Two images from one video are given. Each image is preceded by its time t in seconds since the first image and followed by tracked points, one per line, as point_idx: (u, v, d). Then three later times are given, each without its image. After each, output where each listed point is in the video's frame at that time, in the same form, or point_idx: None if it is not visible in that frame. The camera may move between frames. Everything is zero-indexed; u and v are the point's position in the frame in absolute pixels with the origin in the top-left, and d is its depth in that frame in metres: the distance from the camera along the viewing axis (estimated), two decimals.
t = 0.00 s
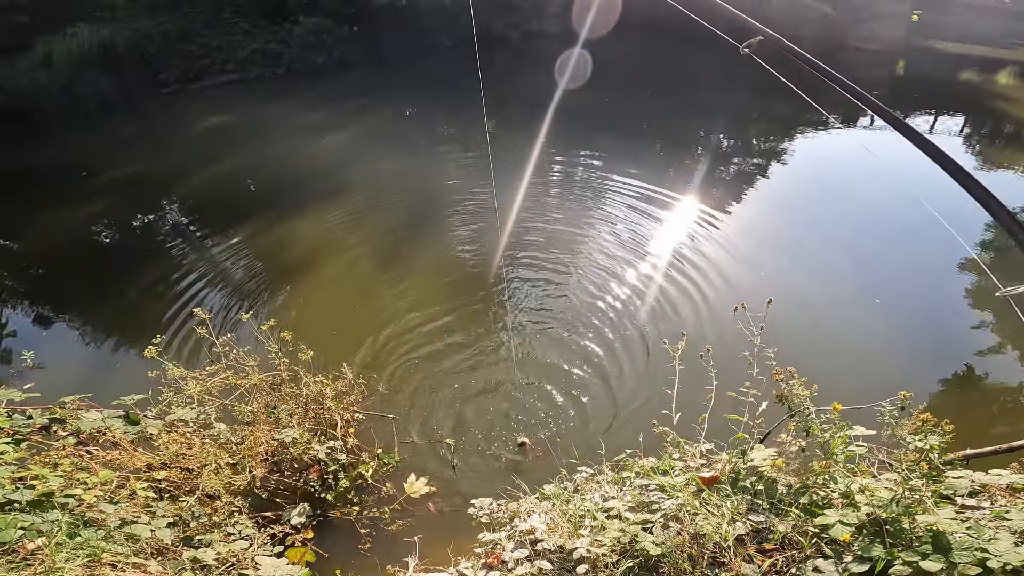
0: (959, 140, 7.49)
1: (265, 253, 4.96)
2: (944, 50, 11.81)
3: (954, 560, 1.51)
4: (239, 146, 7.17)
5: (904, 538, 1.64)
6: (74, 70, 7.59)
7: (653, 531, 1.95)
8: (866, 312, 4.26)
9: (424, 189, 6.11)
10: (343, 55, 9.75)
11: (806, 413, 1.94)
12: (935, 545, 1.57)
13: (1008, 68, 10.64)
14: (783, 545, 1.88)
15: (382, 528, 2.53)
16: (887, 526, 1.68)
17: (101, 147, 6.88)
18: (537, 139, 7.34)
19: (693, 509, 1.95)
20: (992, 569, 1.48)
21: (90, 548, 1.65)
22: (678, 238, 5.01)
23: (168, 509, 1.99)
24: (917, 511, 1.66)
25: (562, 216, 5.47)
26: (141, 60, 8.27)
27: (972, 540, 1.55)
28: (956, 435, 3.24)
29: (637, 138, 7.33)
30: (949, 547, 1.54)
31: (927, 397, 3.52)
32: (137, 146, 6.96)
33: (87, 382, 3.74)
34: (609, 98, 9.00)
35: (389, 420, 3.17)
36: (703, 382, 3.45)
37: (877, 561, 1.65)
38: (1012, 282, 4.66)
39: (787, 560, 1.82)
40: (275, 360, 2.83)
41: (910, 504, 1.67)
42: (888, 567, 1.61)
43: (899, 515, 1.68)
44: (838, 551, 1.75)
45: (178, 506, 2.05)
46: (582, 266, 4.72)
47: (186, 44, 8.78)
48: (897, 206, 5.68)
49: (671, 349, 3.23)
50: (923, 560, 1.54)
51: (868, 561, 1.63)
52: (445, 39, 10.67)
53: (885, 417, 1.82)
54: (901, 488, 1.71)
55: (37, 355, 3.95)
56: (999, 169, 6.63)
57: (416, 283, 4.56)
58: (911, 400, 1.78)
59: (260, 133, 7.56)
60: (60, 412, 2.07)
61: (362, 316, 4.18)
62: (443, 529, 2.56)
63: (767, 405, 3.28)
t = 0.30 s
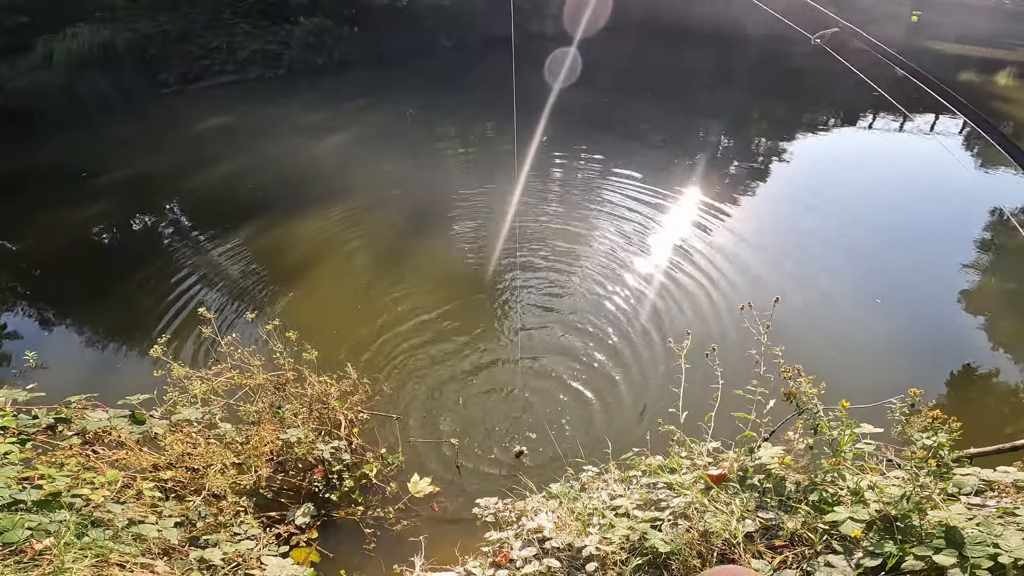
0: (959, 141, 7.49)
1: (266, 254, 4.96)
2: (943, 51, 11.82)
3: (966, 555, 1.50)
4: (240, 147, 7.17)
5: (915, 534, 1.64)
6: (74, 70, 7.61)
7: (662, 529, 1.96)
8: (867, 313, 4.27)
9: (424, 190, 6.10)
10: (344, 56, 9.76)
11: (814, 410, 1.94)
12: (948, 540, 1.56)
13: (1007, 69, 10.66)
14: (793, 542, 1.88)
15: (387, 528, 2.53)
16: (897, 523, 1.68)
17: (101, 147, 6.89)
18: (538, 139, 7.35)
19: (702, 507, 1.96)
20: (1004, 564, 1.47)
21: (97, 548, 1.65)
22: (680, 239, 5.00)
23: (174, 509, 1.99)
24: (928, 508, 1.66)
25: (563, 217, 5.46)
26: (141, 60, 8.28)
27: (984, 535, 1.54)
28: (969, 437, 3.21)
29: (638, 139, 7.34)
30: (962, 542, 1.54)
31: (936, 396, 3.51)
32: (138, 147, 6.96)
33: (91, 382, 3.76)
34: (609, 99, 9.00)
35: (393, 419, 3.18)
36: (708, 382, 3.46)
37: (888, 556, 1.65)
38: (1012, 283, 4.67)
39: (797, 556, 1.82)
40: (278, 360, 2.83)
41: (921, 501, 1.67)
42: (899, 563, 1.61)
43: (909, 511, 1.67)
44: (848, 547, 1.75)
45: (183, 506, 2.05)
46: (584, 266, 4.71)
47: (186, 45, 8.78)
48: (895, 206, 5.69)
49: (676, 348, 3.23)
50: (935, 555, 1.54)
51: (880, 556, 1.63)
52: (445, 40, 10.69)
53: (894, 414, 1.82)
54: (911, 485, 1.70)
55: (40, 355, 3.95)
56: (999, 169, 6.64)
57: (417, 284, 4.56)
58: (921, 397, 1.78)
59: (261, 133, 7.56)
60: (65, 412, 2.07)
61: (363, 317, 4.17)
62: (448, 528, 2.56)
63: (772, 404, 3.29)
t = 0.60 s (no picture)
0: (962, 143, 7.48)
1: (267, 256, 4.96)
2: (947, 53, 11.80)
3: (970, 561, 1.49)
4: (242, 148, 7.18)
5: (918, 540, 1.63)
6: (78, 70, 7.61)
7: (663, 535, 1.95)
8: (869, 316, 4.25)
9: (425, 192, 6.11)
10: (346, 57, 9.79)
11: (817, 416, 1.93)
12: (952, 546, 1.55)
13: (1011, 71, 10.63)
14: (795, 548, 1.88)
15: (387, 531, 2.52)
16: (900, 529, 1.67)
17: (104, 147, 6.91)
18: (541, 141, 7.35)
19: (704, 513, 1.95)
20: (1009, 571, 1.46)
21: (97, 551, 1.64)
22: (681, 242, 5.00)
23: (174, 512, 1.99)
24: (931, 514, 1.65)
25: (564, 220, 5.46)
26: (145, 61, 8.32)
27: (988, 541, 1.53)
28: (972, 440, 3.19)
29: (640, 140, 7.35)
30: (965, 548, 1.53)
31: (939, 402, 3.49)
32: (141, 147, 6.99)
33: (92, 383, 3.75)
34: (612, 100, 9.01)
35: (394, 422, 3.17)
36: (709, 386, 3.46)
37: (892, 563, 1.64)
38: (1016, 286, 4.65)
39: (799, 563, 1.81)
40: (280, 362, 2.82)
41: (924, 507, 1.66)
42: (903, 571, 1.60)
43: (912, 518, 1.66)
44: (851, 553, 1.74)
45: (184, 509, 2.04)
46: (585, 269, 4.71)
47: (189, 46, 8.82)
48: (896, 209, 5.69)
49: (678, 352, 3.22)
50: (938, 561, 1.53)
51: (883, 563, 1.62)
52: (448, 41, 10.70)
53: (898, 420, 1.80)
54: (915, 491, 1.69)
55: (42, 355, 3.96)
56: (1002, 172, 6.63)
57: (418, 286, 4.55)
58: (926, 403, 1.76)
59: (263, 134, 7.57)
60: (67, 414, 2.07)
61: (364, 319, 4.17)
62: (449, 531, 2.56)
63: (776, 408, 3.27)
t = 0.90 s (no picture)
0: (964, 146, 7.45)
1: (266, 256, 4.96)
2: (949, 56, 11.80)
3: (965, 567, 1.48)
4: (243, 149, 7.18)
5: (914, 546, 1.61)
6: (82, 71, 7.57)
7: (656, 539, 1.94)
8: (868, 318, 4.24)
9: (426, 193, 6.10)
10: (348, 58, 9.81)
11: (813, 419, 1.91)
12: (947, 551, 1.54)
13: (1013, 74, 10.62)
14: (790, 553, 1.86)
15: (382, 533, 2.51)
16: (896, 534, 1.66)
17: (106, 148, 6.92)
18: (542, 143, 7.36)
19: (698, 517, 1.94)
20: None
21: (87, 551, 1.63)
22: (681, 244, 4.99)
23: (167, 513, 1.97)
24: (927, 519, 1.63)
25: (563, 221, 5.46)
26: (148, 62, 8.32)
27: (984, 547, 1.51)
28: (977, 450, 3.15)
29: (641, 143, 7.35)
30: (961, 554, 1.51)
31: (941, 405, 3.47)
32: (142, 148, 7.00)
33: (88, 384, 3.74)
34: (613, 103, 9.01)
35: (390, 423, 3.16)
36: (705, 388, 3.45)
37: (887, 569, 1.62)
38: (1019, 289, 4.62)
39: (793, 568, 1.80)
40: (277, 364, 2.81)
41: (920, 511, 1.65)
42: None
43: (907, 523, 1.65)
44: (846, 559, 1.73)
45: (177, 509, 2.03)
46: (584, 271, 4.70)
47: (192, 47, 8.83)
48: (897, 212, 5.67)
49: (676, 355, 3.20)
50: (934, 567, 1.52)
51: (877, 568, 1.60)
52: (450, 43, 10.73)
53: (895, 423, 1.78)
54: (911, 495, 1.68)
55: (40, 355, 3.96)
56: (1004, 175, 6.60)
57: (416, 287, 4.55)
58: (922, 407, 1.74)
59: (265, 136, 7.58)
60: (61, 414, 2.06)
61: (361, 320, 4.17)
62: (444, 533, 2.54)
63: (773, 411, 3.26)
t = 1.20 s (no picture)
0: (962, 147, 7.49)
1: (268, 257, 4.99)
2: (946, 57, 11.85)
3: (950, 555, 1.50)
4: (243, 150, 7.22)
5: (902, 535, 1.63)
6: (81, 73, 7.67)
7: (651, 528, 1.97)
8: (862, 318, 4.29)
9: (426, 194, 6.14)
10: (348, 60, 9.86)
11: (803, 412, 1.94)
12: (932, 540, 1.56)
13: (1011, 75, 10.67)
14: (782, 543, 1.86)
15: (383, 528, 2.54)
16: (883, 523, 1.67)
17: (107, 149, 6.96)
18: (541, 144, 7.40)
19: (691, 507, 1.95)
20: (988, 566, 1.46)
21: (93, 544, 1.66)
22: (680, 244, 5.02)
23: (171, 507, 2.00)
24: (913, 509, 1.66)
25: (563, 221, 5.50)
26: (147, 64, 8.37)
27: (969, 536, 1.53)
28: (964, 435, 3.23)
29: (640, 145, 7.39)
30: (946, 543, 1.53)
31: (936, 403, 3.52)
32: (142, 149, 7.03)
33: (92, 383, 3.78)
34: (612, 104, 9.06)
35: (390, 421, 3.19)
36: (700, 383, 3.50)
37: (874, 557, 1.64)
38: (1015, 289, 4.65)
39: (784, 558, 1.79)
40: (279, 361, 2.83)
41: (906, 501, 1.67)
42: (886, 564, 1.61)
43: (894, 513, 1.67)
44: (836, 548, 1.72)
45: (180, 503, 2.06)
46: (582, 269, 4.74)
47: (192, 48, 8.87)
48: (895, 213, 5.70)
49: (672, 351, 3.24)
50: (919, 555, 1.54)
51: (864, 556, 1.63)
52: (449, 45, 10.77)
53: (881, 415, 1.81)
54: (896, 485, 1.71)
55: (44, 356, 4.00)
56: (1002, 176, 6.62)
57: (415, 287, 4.58)
58: (906, 398, 1.78)
59: (265, 137, 7.61)
60: (65, 410, 2.09)
61: (361, 320, 4.20)
62: (443, 528, 2.57)
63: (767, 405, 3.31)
